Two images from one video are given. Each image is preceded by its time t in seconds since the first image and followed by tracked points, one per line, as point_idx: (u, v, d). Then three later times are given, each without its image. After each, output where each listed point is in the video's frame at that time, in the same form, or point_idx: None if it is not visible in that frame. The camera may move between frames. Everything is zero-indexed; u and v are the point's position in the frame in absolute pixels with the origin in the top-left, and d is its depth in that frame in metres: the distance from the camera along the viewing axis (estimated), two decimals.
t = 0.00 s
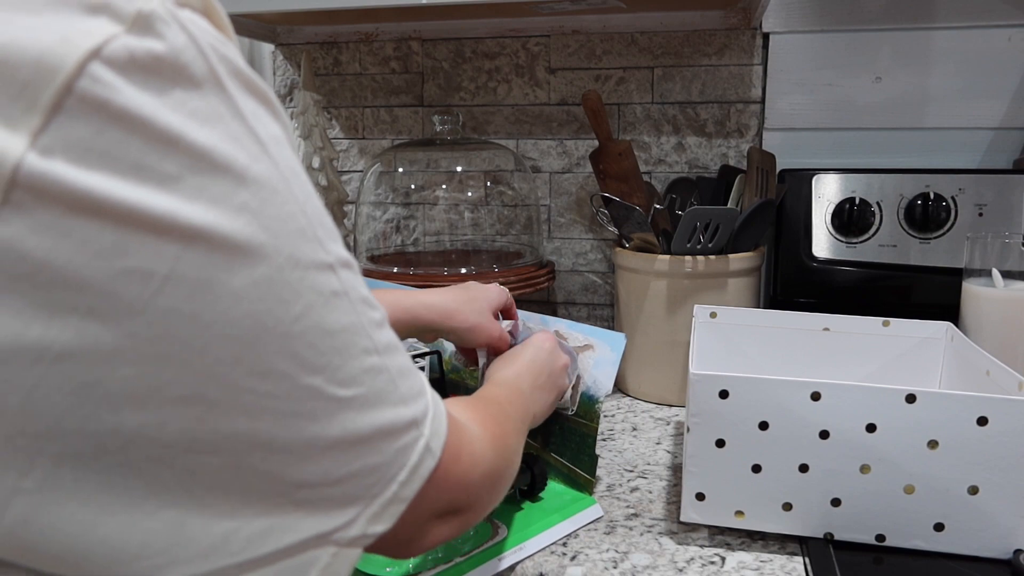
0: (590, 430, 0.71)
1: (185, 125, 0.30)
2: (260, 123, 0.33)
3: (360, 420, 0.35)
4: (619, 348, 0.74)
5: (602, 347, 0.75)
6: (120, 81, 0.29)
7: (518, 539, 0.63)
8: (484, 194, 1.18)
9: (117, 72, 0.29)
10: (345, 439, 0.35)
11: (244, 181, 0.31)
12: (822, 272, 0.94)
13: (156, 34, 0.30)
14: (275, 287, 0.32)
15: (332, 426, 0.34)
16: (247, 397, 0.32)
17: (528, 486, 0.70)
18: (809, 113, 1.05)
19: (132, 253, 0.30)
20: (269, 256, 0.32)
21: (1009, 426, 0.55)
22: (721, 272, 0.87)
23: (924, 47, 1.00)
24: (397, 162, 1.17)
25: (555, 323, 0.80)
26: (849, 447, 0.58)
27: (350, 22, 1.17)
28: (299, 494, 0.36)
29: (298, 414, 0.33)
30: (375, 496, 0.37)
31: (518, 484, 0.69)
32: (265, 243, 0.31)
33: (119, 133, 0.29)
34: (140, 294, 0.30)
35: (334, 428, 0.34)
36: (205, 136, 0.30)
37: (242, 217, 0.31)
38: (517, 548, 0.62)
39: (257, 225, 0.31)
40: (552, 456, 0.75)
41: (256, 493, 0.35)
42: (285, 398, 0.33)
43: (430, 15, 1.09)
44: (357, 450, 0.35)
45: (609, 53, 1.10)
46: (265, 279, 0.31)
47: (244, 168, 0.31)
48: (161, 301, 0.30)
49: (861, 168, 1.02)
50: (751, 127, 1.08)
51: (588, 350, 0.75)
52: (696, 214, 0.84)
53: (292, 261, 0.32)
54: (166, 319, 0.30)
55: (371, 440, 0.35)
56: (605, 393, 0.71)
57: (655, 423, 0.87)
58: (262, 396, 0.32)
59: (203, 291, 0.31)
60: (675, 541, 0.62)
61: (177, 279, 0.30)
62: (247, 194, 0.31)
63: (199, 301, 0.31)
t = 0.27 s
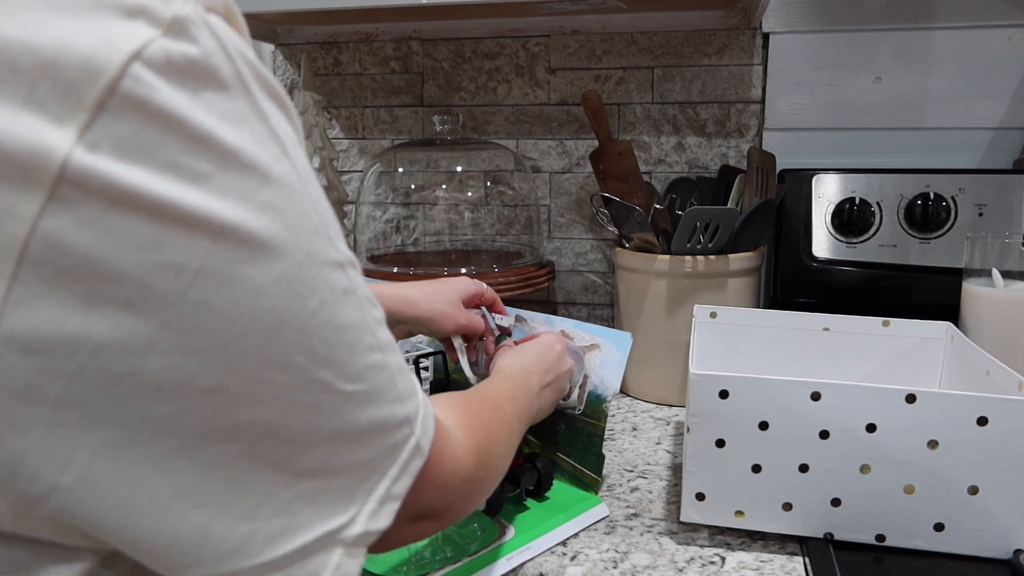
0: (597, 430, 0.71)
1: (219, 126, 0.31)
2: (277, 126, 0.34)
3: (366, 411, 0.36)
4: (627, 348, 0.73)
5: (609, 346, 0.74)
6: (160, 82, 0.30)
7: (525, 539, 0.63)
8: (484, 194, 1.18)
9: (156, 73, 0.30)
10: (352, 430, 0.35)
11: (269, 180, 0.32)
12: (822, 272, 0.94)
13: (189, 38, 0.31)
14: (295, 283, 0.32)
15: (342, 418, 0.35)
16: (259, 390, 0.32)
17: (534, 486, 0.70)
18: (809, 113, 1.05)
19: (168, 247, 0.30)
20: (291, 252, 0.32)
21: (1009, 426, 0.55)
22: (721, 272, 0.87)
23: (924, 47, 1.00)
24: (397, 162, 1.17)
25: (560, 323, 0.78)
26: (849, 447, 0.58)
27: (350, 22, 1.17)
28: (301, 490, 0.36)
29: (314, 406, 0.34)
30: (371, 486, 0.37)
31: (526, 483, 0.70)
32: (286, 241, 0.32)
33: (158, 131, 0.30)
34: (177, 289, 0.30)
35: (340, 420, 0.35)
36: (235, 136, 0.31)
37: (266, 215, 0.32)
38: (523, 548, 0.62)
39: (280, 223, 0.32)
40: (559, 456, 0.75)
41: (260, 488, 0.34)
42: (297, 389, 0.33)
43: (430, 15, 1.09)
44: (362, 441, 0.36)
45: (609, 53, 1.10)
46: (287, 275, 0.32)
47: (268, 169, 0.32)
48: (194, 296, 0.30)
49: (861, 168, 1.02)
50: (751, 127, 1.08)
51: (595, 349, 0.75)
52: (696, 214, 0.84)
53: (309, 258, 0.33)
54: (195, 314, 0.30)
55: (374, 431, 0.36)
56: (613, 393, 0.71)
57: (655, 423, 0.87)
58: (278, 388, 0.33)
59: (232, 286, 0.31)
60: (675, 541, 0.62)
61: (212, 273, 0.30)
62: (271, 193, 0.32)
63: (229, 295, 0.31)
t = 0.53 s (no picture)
0: (603, 426, 0.72)
1: (207, 120, 0.31)
2: (267, 119, 0.34)
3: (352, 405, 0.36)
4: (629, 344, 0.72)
5: (612, 343, 0.73)
6: (148, 75, 0.29)
7: (536, 535, 0.63)
8: (484, 194, 1.18)
9: (144, 66, 0.29)
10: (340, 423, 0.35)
11: (257, 175, 0.32)
12: (822, 272, 0.94)
13: (177, 31, 0.30)
14: (283, 277, 0.32)
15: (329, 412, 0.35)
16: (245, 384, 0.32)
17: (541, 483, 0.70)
18: (809, 113, 1.05)
19: (158, 240, 0.30)
20: (280, 247, 0.32)
21: (1009, 426, 0.55)
22: (721, 272, 0.87)
23: (924, 47, 1.00)
24: (398, 162, 1.17)
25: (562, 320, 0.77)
26: (849, 447, 0.58)
27: (350, 22, 1.17)
28: (298, 487, 0.36)
29: (302, 400, 0.34)
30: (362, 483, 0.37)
31: (535, 481, 0.69)
32: (276, 235, 0.32)
33: (147, 125, 0.30)
34: (166, 282, 0.30)
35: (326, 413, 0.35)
36: (224, 130, 0.31)
37: (255, 210, 0.32)
38: (535, 544, 0.62)
39: (269, 218, 0.32)
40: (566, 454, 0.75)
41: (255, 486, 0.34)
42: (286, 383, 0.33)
43: (430, 15, 1.09)
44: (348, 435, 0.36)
45: (609, 53, 1.10)
46: (276, 270, 0.32)
47: (257, 163, 0.32)
48: (185, 290, 0.30)
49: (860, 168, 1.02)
50: (751, 127, 1.08)
51: (598, 346, 0.74)
52: (695, 214, 0.84)
53: (296, 251, 0.33)
54: (184, 308, 0.30)
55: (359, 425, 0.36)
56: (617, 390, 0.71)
57: (655, 423, 0.87)
58: (269, 382, 0.33)
59: (222, 280, 0.31)
60: (675, 541, 0.62)
61: (202, 268, 0.30)
62: (260, 187, 0.32)
63: (219, 289, 0.31)
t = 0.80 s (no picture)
0: (608, 425, 0.72)
1: (204, 105, 0.31)
2: (259, 102, 0.34)
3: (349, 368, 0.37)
4: (632, 343, 0.73)
5: (615, 343, 0.74)
6: (148, 64, 0.30)
7: (547, 533, 0.63)
8: (484, 194, 1.18)
9: (143, 55, 0.30)
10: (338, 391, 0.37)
11: (253, 156, 0.33)
12: (822, 272, 0.94)
13: (173, 20, 0.31)
14: (282, 250, 0.33)
15: (329, 379, 0.36)
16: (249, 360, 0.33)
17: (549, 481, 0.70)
18: (809, 113, 1.05)
19: (161, 225, 0.30)
20: (277, 225, 0.33)
21: (1009, 426, 0.55)
22: (722, 272, 0.87)
23: (924, 46, 1.00)
24: (397, 162, 1.17)
25: (564, 319, 0.77)
26: (849, 447, 0.58)
27: (350, 23, 1.17)
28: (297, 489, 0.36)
29: (303, 370, 0.35)
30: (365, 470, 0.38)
31: (543, 480, 0.69)
32: (274, 214, 0.33)
33: (147, 113, 0.30)
34: (170, 267, 0.31)
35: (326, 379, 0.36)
36: (222, 115, 0.32)
37: (253, 191, 0.32)
38: (548, 543, 0.62)
39: (267, 198, 0.33)
40: (572, 452, 0.75)
41: (259, 469, 0.36)
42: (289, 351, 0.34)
43: (430, 15, 1.09)
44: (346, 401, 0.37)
45: (609, 53, 1.10)
46: (275, 245, 0.33)
47: (252, 145, 0.33)
48: (189, 271, 0.31)
49: (860, 168, 1.02)
50: (751, 127, 1.08)
51: (601, 346, 0.75)
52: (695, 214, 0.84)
53: (293, 224, 0.34)
54: (189, 290, 0.31)
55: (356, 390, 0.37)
56: (621, 389, 0.72)
57: (655, 423, 0.87)
58: (273, 354, 0.34)
59: (224, 259, 0.31)
60: (676, 541, 0.62)
61: (205, 250, 0.31)
62: (256, 168, 0.33)
63: (222, 269, 0.31)
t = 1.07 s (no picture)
0: (607, 424, 0.72)
1: (189, 104, 0.31)
2: (245, 102, 0.34)
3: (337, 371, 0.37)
4: (630, 342, 0.72)
5: (613, 341, 0.73)
6: (134, 62, 0.30)
7: (550, 534, 0.63)
8: (484, 194, 1.18)
9: (129, 54, 0.30)
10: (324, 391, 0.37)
11: (239, 156, 0.33)
12: (822, 272, 0.94)
13: (159, 20, 0.31)
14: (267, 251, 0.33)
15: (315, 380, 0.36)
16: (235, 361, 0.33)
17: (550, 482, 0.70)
18: (808, 113, 1.05)
19: (145, 223, 0.30)
20: (264, 225, 0.33)
21: (1009, 426, 0.55)
22: (722, 272, 0.87)
23: (924, 46, 1.00)
24: (398, 162, 1.17)
25: (562, 317, 0.76)
26: (849, 447, 0.58)
27: (350, 23, 1.17)
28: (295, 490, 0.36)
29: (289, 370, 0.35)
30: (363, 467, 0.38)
31: (543, 481, 0.69)
32: (260, 214, 0.33)
33: (133, 111, 0.30)
34: (155, 265, 0.30)
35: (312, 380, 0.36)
36: (207, 114, 0.32)
37: (239, 190, 0.32)
38: (552, 544, 0.62)
39: (252, 197, 0.33)
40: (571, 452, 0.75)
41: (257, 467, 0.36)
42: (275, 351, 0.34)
43: (430, 15, 1.09)
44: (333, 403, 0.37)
45: (609, 53, 1.10)
46: (261, 246, 0.33)
47: (238, 145, 0.33)
48: (173, 271, 0.31)
49: (860, 168, 1.02)
50: (751, 127, 1.08)
51: (599, 344, 0.74)
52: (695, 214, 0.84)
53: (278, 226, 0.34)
54: (176, 288, 0.31)
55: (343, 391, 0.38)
56: (620, 388, 0.71)
57: (655, 423, 0.87)
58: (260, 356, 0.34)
59: (209, 258, 0.31)
60: (675, 541, 0.62)
61: (191, 248, 0.31)
62: (243, 169, 0.33)
63: (208, 268, 0.31)
